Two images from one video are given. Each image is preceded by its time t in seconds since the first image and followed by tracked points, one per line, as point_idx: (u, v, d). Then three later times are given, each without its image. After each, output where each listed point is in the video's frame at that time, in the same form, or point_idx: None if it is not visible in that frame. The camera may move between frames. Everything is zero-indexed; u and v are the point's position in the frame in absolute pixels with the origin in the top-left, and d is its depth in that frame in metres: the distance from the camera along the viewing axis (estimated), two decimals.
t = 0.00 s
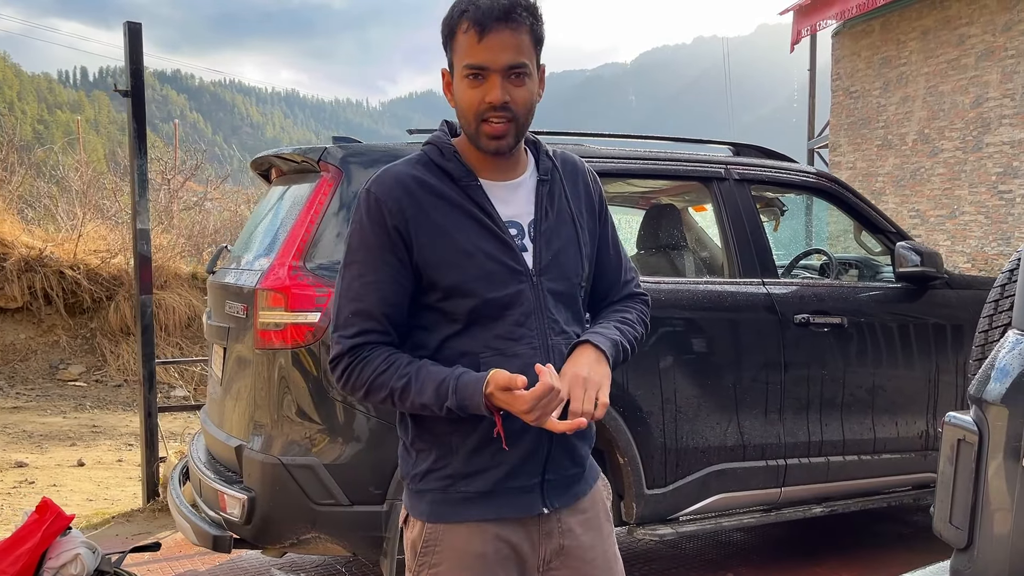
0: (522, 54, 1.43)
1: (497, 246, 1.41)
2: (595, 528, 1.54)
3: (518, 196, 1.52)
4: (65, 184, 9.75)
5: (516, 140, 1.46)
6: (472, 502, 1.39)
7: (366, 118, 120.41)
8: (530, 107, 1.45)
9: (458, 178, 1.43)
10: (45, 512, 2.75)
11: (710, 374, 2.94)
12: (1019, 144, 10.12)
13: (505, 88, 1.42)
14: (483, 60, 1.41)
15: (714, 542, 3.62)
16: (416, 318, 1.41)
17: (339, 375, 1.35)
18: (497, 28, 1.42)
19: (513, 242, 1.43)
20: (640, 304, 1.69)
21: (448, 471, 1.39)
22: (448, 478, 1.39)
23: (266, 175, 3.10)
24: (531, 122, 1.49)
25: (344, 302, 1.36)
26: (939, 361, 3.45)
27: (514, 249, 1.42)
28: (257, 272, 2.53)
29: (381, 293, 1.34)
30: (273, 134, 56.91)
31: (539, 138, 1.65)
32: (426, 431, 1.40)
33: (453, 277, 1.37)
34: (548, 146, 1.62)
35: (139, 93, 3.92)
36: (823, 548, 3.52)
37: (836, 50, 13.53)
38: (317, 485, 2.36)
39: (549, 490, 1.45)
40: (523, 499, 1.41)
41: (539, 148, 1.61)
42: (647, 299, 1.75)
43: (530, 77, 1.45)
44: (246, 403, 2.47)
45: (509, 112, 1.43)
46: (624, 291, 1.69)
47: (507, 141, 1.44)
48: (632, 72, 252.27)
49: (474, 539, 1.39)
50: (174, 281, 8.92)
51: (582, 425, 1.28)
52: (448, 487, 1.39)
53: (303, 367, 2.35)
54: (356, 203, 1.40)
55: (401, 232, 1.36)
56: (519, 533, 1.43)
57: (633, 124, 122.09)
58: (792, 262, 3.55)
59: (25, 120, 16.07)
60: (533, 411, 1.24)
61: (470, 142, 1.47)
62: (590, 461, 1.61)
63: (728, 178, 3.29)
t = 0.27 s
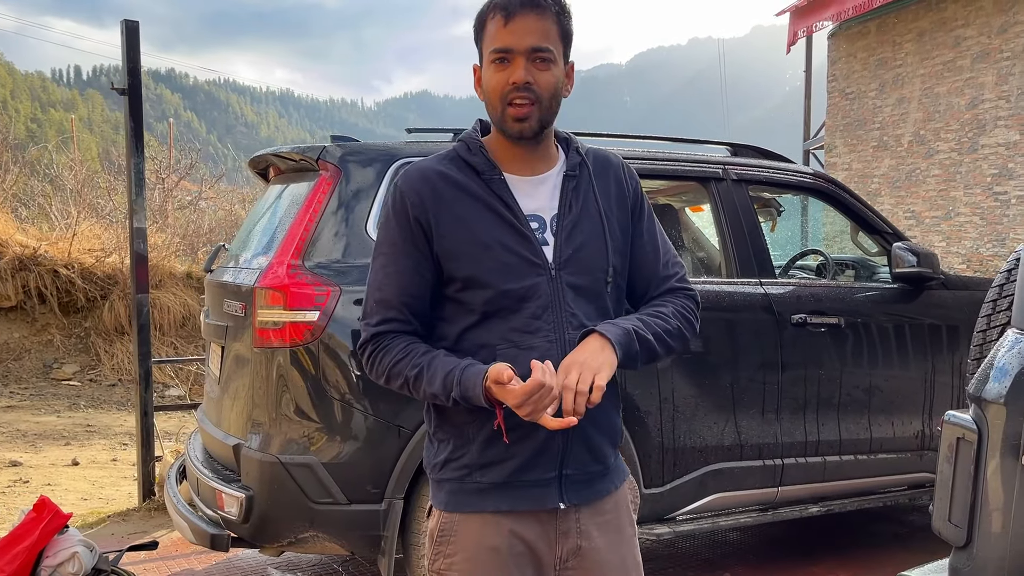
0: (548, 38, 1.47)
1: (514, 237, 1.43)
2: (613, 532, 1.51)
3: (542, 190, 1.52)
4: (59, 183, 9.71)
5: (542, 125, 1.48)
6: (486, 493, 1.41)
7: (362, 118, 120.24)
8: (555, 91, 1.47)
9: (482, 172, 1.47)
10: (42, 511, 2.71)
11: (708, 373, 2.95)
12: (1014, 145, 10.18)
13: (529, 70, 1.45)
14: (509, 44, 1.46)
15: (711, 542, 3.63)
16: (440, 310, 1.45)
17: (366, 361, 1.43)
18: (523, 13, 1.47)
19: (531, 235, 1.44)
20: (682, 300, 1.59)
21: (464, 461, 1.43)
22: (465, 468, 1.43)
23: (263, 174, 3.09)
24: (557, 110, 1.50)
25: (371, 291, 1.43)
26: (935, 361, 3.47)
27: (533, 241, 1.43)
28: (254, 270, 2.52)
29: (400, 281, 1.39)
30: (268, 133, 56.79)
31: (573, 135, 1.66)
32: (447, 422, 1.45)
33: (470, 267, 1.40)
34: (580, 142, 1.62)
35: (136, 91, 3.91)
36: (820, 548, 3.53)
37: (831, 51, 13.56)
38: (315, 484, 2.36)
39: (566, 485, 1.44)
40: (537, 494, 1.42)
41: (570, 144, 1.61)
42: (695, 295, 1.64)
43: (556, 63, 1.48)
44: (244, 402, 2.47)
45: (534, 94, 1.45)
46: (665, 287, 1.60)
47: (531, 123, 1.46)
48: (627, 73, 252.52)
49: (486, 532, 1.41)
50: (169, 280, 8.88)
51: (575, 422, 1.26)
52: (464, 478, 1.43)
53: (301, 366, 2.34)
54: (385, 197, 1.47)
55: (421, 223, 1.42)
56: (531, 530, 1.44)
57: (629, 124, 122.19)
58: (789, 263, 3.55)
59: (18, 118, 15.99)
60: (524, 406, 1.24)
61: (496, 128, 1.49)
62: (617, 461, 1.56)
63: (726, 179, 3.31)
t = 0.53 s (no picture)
0: (553, 36, 1.48)
1: (520, 234, 1.43)
2: (613, 535, 1.50)
3: (552, 190, 1.53)
4: (52, 183, 9.68)
5: (547, 121, 1.48)
6: (485, 489, 1.43)
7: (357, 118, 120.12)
8: (560, 87, 1.48)
9: (490, 172, 1.48)
10: (34, 512, 2.74)
11: (700, 374, 2.96)
12: (1006, 148, 10.24)
13: (533, 67, 1.46)
14: (514, 42, 1.48)
15: (704, 542, 3.64)
16: (448, 307, 1.48)
17: (377, 355, 1.47)
18: (528, 13, 1.49)
19: (535, 233, 1.43)
20: (696, 300, 1.55)
21: (466, 457, 1.45)
22: (466, 464, 1.45)
23: (257, 175, 3.09)
24: (564, 107, 1.51)
25: (383, 288, 1.47)
26: (926, 363, 3.49)
27: (538, 240, 1.43)
28: (248, 271, 2.52)
29: (409, 278, 1.43)
30: (263, 133, 56.70)
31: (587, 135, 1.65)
32: (452, 418, 1.47)
33: (476, 265, 1.41)
34: (593, 142, 1.61)
35: (130, 91, 3.90)
36: (813, 549, 3.54)
37: (825, 54, 13.62)
38: (308, 485, 2.36)
39: (565, 485, 1.44)
40: (535, 493, 1.42)
41: (582, 145, 1.60)
42: (712, 296, 1.59)
43: (561, 60, 1.49)
44: (237, 403, 2.47)
45: (537, 89, 1.46)
46: (679, 286, 1.56)
47: (535, 118, 1.47)
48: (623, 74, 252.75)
49: (483, 529, 1.43)
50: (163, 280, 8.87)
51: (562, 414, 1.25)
52: (465, 473, 1.45)
53: (294, 366, 2.34)
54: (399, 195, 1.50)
55: (429, 221, 1.44)
56: (529, 529, 1.44)
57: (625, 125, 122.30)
58: (781, 264, 3.57)
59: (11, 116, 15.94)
60: (511, 398, 1.24)
61: (504, 126, 1.51)
62: (624, 463, 1.54)
63: (719, 181, 3.32)
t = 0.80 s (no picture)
0: (547, 34, 1.49)
1: (514, 236, 1.43)
2: (605, 538, 1.50)
3: (548, 192, 1.53)
4: (46, 182, 9.65)
5: (540, 118, 1.48)
6: (477, 489, 1.43)
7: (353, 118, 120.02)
8: (553, 85, 1.48)
9: (487, 174, 1.48)
10: (26, 511, 2.73)
11: (693, 376, 2.97)
12: (999, 150, 10.28)
13: (525, 64, 1.47)
14: (507, 40, 1.49)
15: (697, 544, 3.64)
16: (445, 307, 1.48)
17: (374, 354, 1.48)
18: (523, 12, 1.50)
19: (530, 235, 1.44)
20: (693, 305, 1.55)
21: (458, 456, 1.46)
22: (458, 463, 1.46)
23: (251, 175, 3.08)
24: (558, 105, 1.50)
25: (381, 288, 1.48)
26: (918, 365, 3.50)
27: (532, 241, 1.43)
28: (241, 272, 2.52)
29: (404, 278, 1.43)
30: (259, 133, 56.62)
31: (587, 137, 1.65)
32: (445, 417, 1.48)
33: (471, 266, 1.42)
34: (592, 145, 1.61)
35: (123, 91, 3.89)
36: (806, 550, 3.55)
37: (819, 56, 13.67)
38: (300, 486, 2.36)
39: (556, 486, 1.44)
40: (525, 494, 1.42)
41: (581, 148, 1.60)
42: (709, 301, 1.59)
43: (555, 58, 1.49)
44: (229, 404, 2.46)
45: (528, 85, 1.46)
46: (675, 291, 1.56)
47: (526, 114, 1.47)
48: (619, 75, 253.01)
49: (474, 529, 1.44)
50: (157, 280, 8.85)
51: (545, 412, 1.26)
52: (457, 473, 1.46)
53: (287, 367, 2.34)
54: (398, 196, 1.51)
55: (426, 223, 1.45)
56: (520, 530, 1.45)
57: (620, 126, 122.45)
58: (775, 266, 3.58)
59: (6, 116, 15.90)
60: (495, 395, 1.25)
61: (499, 124, 1.52)
62: (618, 466, 1.55)
63: (712, 183, 3.33)
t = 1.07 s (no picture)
0: (536, 36, 1.50)
1: (508, 239, 1.44)
2: (597, 539, 1.51)
3: (542, 195, 1.54)
4: (43, 183, 9.65)
5: (529, 119, 1.49)
6: (469, 489, 1.44)
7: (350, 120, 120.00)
8: (541, 86, 1.49)
9: (481, 176, 1.48)
10: (21, 512, 2.73)
11: (689, 377, 2.98)
12: (994, 153, 10.31)
13: (514, 66, 1.48)
14: (497, 43, 1.50)
15: (692, 545, 3.65)
16: (439, 309, 1.49)
17: (368, 355, 1.49)
18: (514, 15, 1.51)
19: (523, 237, 1.44)
20: (687, 307, 1.56)
21: (451, 456, 1.46)
22: (451, 463, 1.46)
23: (248, 177, 3.09)
24: (548, 106, 1.51)
25: (377, 289, 1.49)
26: (914, 367, 3.51)
27: (525, 243, 1.44)
28: (238, 273, 2.53)
29: (399, 280, 1.44)
30: (256, 134, 56.60)
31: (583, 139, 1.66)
32: (439, 417, 1.49)
33: (465, 268, 1.42)
34: (588, 148, 1.61)
35: (121, 92, 3.90)
36: (801, 552, 3.56)
37: (815, 58, 13.71)
38: (296, 487, 2.36)
39: (547, 487, 1.44)
40: (517, 494, 1.43)
41: (576, 150, 1.60)
42: (703, 304, 1.59)
43: (545, 59, 1.50)
44: (226, 404, 2.47)
45: (517, 87, 1.48)
46: (669, 293, 1.57)
47: (515, 115, 1.48)
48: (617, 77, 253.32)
49: (467, 529, 1.44)
50: (154, 281, 8.85)
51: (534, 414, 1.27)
52: (450, 473, 1.46)
53: (283, 368, 2.34)
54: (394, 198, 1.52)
55: (420, 224, 1.45)
56: (512, 531, 1.45)
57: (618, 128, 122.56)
58: (770, 267, 3.59)
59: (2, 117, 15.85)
60: (485, 396, 1.26)
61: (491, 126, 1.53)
62: (611, 467, 1.55)
63: (708, 185, 3.34)
